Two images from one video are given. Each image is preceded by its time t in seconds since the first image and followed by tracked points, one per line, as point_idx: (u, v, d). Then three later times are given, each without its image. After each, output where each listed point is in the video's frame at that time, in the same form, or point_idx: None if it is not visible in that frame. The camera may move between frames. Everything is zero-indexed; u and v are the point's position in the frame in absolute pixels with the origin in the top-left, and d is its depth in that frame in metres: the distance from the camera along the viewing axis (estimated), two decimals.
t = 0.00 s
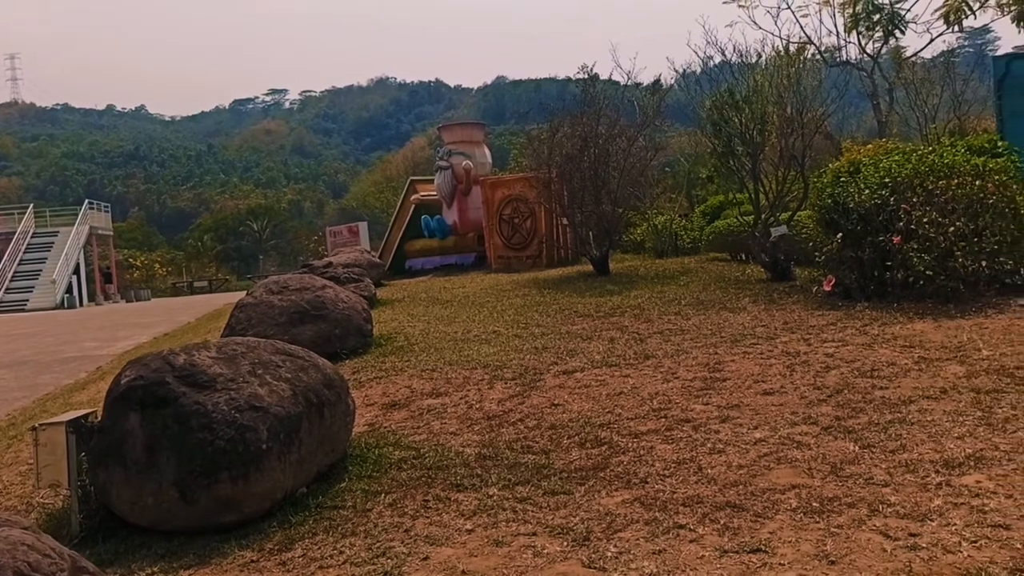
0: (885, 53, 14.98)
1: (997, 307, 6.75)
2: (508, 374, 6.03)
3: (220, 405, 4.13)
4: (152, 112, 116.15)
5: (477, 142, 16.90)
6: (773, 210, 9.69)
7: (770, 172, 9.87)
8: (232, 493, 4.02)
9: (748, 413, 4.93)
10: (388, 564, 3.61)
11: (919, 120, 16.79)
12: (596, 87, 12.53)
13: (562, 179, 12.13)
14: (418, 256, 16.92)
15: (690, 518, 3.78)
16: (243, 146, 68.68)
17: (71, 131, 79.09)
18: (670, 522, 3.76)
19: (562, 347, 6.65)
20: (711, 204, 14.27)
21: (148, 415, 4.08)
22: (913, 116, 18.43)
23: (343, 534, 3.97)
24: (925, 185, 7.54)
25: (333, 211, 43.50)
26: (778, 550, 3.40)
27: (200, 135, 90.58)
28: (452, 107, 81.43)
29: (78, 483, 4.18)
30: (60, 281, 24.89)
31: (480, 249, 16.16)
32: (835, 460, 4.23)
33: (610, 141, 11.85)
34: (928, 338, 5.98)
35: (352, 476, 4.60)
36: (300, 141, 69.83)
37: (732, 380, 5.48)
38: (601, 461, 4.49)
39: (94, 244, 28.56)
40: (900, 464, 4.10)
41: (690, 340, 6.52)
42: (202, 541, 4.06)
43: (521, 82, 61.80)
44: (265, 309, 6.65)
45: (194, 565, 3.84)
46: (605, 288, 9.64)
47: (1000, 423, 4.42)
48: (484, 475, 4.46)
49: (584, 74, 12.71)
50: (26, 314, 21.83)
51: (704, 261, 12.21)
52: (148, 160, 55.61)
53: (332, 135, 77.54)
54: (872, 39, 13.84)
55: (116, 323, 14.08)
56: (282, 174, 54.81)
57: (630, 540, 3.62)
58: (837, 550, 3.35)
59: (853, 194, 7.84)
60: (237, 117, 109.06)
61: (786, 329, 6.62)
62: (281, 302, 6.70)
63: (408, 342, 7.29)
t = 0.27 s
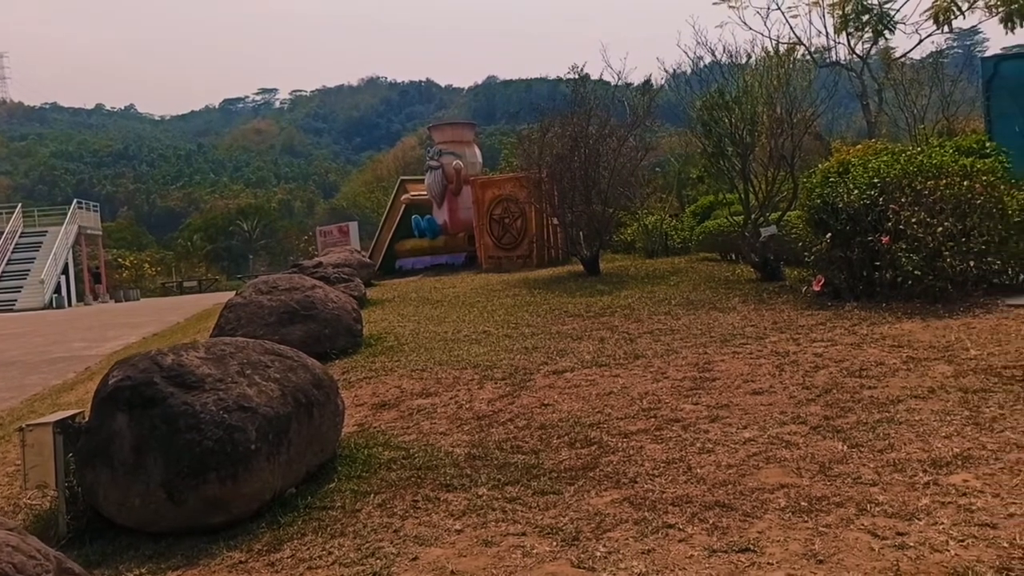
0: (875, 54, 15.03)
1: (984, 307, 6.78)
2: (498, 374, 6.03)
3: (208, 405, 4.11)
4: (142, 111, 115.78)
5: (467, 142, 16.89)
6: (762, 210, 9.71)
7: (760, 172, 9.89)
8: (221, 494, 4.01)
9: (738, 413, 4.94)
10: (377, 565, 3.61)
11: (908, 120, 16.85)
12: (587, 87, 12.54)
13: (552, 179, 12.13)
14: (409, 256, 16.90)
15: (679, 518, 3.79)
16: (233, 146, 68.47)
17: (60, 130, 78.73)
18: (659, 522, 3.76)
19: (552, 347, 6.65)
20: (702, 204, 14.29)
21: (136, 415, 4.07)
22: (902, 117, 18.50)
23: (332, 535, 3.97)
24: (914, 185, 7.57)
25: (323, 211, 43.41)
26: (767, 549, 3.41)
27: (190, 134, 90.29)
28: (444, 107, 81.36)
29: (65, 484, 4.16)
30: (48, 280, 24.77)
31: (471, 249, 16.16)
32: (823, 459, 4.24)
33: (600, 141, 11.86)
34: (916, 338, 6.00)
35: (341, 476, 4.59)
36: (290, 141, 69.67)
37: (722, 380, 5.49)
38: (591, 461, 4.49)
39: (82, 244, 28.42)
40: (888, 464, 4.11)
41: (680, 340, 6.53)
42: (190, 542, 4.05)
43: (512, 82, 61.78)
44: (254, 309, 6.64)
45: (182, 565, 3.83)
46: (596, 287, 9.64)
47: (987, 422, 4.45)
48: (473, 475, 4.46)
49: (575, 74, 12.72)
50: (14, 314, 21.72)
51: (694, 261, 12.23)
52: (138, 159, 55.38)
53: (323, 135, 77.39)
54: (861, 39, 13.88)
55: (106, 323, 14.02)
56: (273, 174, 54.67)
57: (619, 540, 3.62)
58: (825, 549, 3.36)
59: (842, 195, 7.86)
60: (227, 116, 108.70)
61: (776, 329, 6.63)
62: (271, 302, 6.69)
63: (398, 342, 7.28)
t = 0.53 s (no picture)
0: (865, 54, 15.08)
1: (972, 306, 6.81)
2: (488, 374, 6.03)
3: (197, 406, 4.10)
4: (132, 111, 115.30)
5: (457, 142, 16.88)
6: (751, 210, 9.74)
7: (749, 173, 9.92)
8: (209, 495, 4.00)
9: (727, 413, 4.95)
10: (366, 565, 3.60)
11: (897, 121, 16.91)
12: (577, 87, 12.55)
13: (542, 180, 12.14)
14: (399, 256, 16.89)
15: (668, 517, 3.80)
16: (224, 145, 68.26)
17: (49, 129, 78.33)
18: (647, 522, 3.77)
19: (542, 347, 6.65)
20: (692, 204, 14.32)
21: (124, 415, 4.05)
22: (891, 117, 18.57)
23: (321, 535, 3.96)
24: (902, 186, 7.61)
25: (314, 211, 43.31)
26: (755, 549, 3.42)
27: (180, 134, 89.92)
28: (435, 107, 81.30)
29: (53, 486, 4.14)
30: (37, 280, 24.65)
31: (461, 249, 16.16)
32: (811, 459, 4.26)
33: (590, 141, 11.88)
34: (904, 337, 6.03)
35: (331, 477, 4.58)
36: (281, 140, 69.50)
37: (711, 379, 5.50)
38: (580, 461, 4.50)
39: (71, 244, 28.30)
40: (876, 463, 4.13)
41: (670, 339, 6.54)
42: (179, 543, 4.04)
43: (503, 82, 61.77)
44: (244, 309, 6.64)
45: (171, 566, 3.82)
46: (585, 287, 9.65)
47: (974, 422, 4.47)
48: (463, 476, 4.46)
49: (565, 74, 12.72)
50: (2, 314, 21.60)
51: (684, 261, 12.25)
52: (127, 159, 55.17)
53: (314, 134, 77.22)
54: (850, 40, 13.93)
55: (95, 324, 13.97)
56: (263, 173, 54.53)
57: (608, 540, 3.63)
58: (813, 548, 3.37)
59: (831, 195, 7.89)
60: (215, 115, 108.31)
61: (765, 329, 6.65)
62: (260, 302, 6.68)
63: (387, 342, 7.27)
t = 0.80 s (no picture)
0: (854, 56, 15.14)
1: (960, 306, 6.84)
2: (478, 374, 6.03)
3: (185, 406, 4.09)
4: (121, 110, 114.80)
5: (448, 142, 16.87)
6: (741, 210, 9.76)
7: (739, 173, 9.95)
8: (198, 495, 3.99)
9: (717, 413, 4.96)
10: (355, 566, 3.60)
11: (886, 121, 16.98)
12: (567, 87, 12.56)
13: (533, 180, 12.14)
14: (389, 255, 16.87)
15: (657, 517, 3.80)
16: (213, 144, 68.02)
17: (37, 128, 77.93)
18: (637, 522, 3.77)
19: (532, 347, 6.66)
20: (682, 204, 14.35)
21: (112, 416, 4.04)
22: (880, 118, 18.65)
23: (310, 536, 3.95)
24: (891, 187, 7.65)
25: (304, 210, 43.22)
26: (744, 548, 3.43)
27: (169, 133, 89.58)
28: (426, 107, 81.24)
29: (40, 487, 4.11)
30: (24, 280, 24.52)
31: (452, 249, 16.15)
32: (800, 458, 4.27)
33: (580, 141, 11.89)
34: (892, 337, 6.05)
35: (320, 477, 4.57)
36: (271, 140, 69.33)
37: (701, 379, 5.52)
38: (569, 461, 4.50)
39: (59, 243, 28.16)
40: (864, 462, 4.14)
41: (660, 340, 6.55)
42: (167, 543, 4.02)
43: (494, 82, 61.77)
44: (233, 309, 6.62)
45: (159, 567, 3.81)
46: (576, 287, 9.65)
47: (962, 421, 4.49)
48: (452, 476, 4.45)
49: (556, 75, 12.73)
50: None
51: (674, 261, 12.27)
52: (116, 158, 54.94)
53: (304, 134, 77.04)
54: (839, 41, 13.97)
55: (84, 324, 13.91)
56: (253, 173, 54.36)
57: (597, 540, 3.63)
58: (801, 548, 3.38)
59: (820, 195, 7.91)
60: (205, 114, 107.96)
61: (754, 329, 6.67)
62: (249, 302, 6.67)
63: (377, 342, 7.26)
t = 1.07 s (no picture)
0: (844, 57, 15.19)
1: (948, 306, 6.87)
2: (468, 374, 6.03)
3: (175, 407, 4.08)
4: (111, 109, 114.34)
5: (439, 142, 16.87)
6: (732, 210, 9.79)
7: (730, 173, 9.98)
8: (187, 496, 3.98)
9: (707, 412, 4.97)
10: (345, 567, 3.59)
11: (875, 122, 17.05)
12: (558, 87, 12.57)
13: (524, 180, 12.14)
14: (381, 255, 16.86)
15: (648, 517, 3.81)
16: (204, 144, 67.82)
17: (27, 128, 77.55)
18: (627, 521, 3.77)
19: (523, 347, 6.66)
20: (673, 205, 14.38)
21: (101, 417, 4.02)
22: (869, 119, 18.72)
23: (300, 536, 3.95)
24: (880, 187, 7.69)
25: (295, 210, 43.13)
26: (733, 548, 3.44)
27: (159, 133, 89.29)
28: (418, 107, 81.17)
29: (29, 488, 4.09)
30: (14, 280, 24.40)
31: (443, 249, 16.14)
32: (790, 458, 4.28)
33: (571, 141, 11.90)
34: (882, 337, 6.07)
35: (310, 478, 4.57)
36: (262, 140, 69.17)
37: (691, 379, 5.53)
38: (560, 461, 4.50)
39: (48, 243, 28.04)
40: (854, 462, 4.16)
41: (650, 339, 6.56)
42: (156, 544, 4.01)
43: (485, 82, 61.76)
44: (223, 309, 6.62)
45: (148, 568, 3.80)
46: (567, 287, 9.66)
47: (950, 421, 4.51)
48: (443, 476, 4.45)
49: (547, 75, 12.73)
50: None
51: (665, 261, 12.29)
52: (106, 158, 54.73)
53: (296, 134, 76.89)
54: (829, 43, 14.02)
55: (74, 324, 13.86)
56: (244, 172, 54.23)
57: (587, 540, 3.63)
58: (790, 547, 3.39)
59: (810, 195, 7.93)
60: (196, 114, 107.64)
61: (744, 328, 6.69)
62: (239, 303, 6.66)
63: (368, 342, 7.25)
